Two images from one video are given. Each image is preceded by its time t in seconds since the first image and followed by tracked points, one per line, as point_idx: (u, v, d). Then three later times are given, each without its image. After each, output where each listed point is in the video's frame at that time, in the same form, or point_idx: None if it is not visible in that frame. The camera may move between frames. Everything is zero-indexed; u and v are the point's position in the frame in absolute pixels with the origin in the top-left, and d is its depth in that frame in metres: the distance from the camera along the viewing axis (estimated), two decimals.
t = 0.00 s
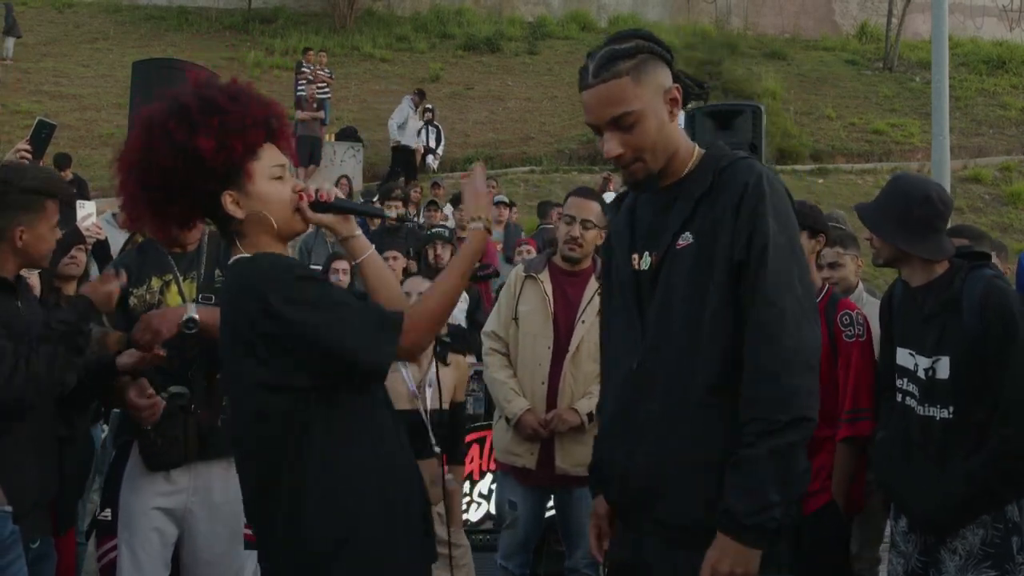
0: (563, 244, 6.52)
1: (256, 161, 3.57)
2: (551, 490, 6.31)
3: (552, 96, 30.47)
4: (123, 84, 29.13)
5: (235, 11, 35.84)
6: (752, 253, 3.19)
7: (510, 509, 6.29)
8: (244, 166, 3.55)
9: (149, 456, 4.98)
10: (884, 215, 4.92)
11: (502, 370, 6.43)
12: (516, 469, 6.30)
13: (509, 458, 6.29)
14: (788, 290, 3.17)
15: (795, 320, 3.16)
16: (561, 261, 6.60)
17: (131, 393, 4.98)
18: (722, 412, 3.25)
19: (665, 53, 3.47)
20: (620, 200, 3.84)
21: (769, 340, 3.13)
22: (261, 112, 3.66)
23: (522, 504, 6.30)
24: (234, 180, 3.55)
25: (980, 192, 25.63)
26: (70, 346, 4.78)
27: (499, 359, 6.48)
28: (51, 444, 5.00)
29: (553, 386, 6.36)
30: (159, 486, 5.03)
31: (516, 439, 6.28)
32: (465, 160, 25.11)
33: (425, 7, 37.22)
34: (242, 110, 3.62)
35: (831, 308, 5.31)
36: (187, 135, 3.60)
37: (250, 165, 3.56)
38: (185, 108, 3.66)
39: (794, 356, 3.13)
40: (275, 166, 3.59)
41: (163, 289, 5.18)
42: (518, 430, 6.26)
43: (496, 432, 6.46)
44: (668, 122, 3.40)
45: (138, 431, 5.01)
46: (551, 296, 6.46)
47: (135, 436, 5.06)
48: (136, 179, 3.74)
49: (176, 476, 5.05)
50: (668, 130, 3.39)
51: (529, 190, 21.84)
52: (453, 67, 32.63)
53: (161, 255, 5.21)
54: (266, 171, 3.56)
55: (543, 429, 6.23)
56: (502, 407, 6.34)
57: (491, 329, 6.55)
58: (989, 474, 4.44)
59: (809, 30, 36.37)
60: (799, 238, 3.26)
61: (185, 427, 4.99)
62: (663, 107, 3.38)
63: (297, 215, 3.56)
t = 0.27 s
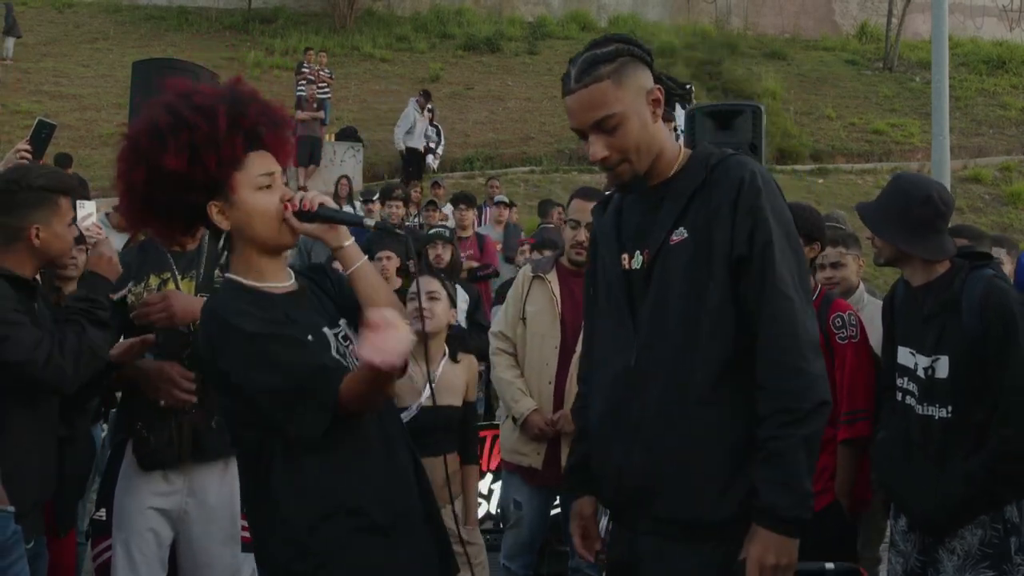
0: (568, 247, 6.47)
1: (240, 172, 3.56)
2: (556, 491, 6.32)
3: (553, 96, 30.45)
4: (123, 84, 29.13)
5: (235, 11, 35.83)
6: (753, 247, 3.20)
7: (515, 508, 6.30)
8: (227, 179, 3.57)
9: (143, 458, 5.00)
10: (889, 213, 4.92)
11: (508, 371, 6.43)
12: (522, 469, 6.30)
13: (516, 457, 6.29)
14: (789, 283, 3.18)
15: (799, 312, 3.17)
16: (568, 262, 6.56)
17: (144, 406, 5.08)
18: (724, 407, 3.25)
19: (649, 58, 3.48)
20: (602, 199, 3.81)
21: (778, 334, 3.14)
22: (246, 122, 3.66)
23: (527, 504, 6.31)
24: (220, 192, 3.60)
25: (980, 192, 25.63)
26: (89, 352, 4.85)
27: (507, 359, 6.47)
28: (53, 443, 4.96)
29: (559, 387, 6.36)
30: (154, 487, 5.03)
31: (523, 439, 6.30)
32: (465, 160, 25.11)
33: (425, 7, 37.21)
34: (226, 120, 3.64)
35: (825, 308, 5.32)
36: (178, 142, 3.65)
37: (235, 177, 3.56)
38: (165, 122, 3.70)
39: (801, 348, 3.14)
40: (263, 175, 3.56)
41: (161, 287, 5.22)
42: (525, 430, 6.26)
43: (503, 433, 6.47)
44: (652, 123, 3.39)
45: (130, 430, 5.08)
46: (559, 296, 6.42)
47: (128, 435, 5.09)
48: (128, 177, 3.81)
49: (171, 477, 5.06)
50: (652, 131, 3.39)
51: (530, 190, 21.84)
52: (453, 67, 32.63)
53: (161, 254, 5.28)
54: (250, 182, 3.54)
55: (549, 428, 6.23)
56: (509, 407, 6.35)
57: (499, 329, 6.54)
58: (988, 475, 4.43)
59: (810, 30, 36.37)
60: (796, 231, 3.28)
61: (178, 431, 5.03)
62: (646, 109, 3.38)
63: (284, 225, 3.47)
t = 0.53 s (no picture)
0: (574, 243, 6.51)
1: (274, 153, 3.53)
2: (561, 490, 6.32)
3: (553, 96, 30.46)
4: (123, 84, 29.13)
5: (235, 11, 35.83)
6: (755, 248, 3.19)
7: (518, 508, 6.29)
8: (263, 154, 3.51)
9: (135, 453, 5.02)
10: (886, 215, 4.92)
11: (514, 372, 6.45)
12: (527, 468, 6.29)
13: (521, 457, 6.28)
14: (792, 284, 3.17)
15: (801, 314, 3.16)
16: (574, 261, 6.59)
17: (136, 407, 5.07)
18: (723, 408, 3.25)
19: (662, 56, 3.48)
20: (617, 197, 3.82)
21: (777, 342, 3.12)
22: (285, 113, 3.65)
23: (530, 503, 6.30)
24: (249, 166, 3.50)
25: (980, 192, 25.64)
26: (91, 363, 4.76)
27: (512, 359, 6.51)
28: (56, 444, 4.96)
29: (565, 387, 6.36)
30: (146, 486, 5.04)
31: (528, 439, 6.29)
32: (465, 160, 25.11)
33: (425, 7, 37.21)
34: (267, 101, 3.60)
35: (829, 306, 5.33)
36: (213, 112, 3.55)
37: (268, 156, 3.52)
38: (216, 91, 3.61)
39: (800, 352, 3.13)
40: (292, 162, 3.56)
41: (167, 285, 5.20)
42: (531, 431, 6.26)
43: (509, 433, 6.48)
44: (658, 117, 3.39)
45: (124, 427, 5.08)
46: (564, 298, 6.47)
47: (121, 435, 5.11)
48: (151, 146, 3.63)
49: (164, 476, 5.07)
50: (659, 125, 3.38)
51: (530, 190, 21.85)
52: (453, 67, 32.63)
53: (171, 251, 5.23)
54: (282, 164, 3.53)
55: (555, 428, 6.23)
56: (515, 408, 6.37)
57: (505, 329, 6.57)
58: (988, 475, 4.43)
59: (810, 30, 36.38)
60: (801, 233, 3.26)
61: (170, 431, 5.02)
62: (654, 102, 3.37)
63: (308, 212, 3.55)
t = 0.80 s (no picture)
0: (575, 244, 6.54)
1: (307, 155, 3.68)
2: (563, 490, 6.34)
3: (553, 96, 30.46)
4: (123, 84, 29.13)
5: (236, 11, 35.84)
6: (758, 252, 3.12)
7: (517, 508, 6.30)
8: (297, 154, 3.66)
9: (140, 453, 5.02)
10: (886, 217, 4.92)
11: (517, 372, 6.44)
12: (528, 467, 6.32)
13: (521, 456, 6.31)
14: (796, 292, 3.09)
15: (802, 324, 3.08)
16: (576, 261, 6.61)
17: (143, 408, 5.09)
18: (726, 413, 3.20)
19: (688, 40, 3.39)
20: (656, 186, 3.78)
21: (773, 351, 3.05)
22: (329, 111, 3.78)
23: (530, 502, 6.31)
24: (281, 163, 3.66)
25: (980, 192, 25.64)
26: (86, 367, 4.88)
27: (515, 359, 6.49)
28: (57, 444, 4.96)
29: (568, 388, 6.38)
30: (152, 485, 5.04)
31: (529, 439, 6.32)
32: (465, 160, 25.11)
33: (425, 7, 37.23)
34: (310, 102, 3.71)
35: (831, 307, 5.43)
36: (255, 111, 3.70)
37: (301, 156, 3.67)
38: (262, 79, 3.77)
39: (795, 363, 3.04)
40: (325, 164, 3.71)
41: (175, 286, 5.20)
42: (533, 431, 6.27)
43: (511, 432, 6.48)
44: (667, 105, 3.33)
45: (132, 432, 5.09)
46: (566, 298, 6.49)
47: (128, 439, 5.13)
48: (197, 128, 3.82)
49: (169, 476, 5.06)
50: (666, 113, 3.34)
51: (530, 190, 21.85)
52: (453, 67, 32.64)
53: (177, 251, 5.24)
54: (315, 167, 3.68)
55: (558, 429, 6.25)
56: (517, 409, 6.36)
57: (506, 330, 6.57)
58: (987, 477, 4.42)
59: (810, 30, 36.38)
60: (813, 239, 3.17)
61: (177, 432, 5.03)
62: (662, 89, 3.32)
63: (328, 218, 3.69)
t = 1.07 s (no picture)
0: (569, 241, 6.58)
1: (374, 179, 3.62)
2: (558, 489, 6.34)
3: (553, 96, 30.46)
4: (122, 84, 29.14)
5: (236, 11, 35.81)
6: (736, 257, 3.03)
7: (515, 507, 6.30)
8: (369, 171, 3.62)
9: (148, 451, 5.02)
10: (883, 216, 4.94)
11: (512, 371, 6.43)
12: (524, 467, 6.30)
13: (518, 456, 6.30)
14: (773, 300, 2.98)
15: (783, 334, 2.96)
16: (570, 261, 6.65)
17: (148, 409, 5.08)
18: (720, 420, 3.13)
19: (692, 36, 3.35)
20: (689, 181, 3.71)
21: (749, 363, 2.96)
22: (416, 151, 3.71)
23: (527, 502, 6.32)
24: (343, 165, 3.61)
25: (980, 192, 25.65)
26: (84, 366, 4.83)
27: (509, 359, 6.47)
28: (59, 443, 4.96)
29: (562, 387, 6.38)
30: (158, 485, 5.05)
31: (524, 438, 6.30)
32: (465, 160, 25.11)
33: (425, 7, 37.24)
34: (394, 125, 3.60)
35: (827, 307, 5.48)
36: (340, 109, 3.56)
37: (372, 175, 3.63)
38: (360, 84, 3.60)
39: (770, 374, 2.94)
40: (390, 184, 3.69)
41: (179, 286, 5.21)
42: (529, 431, 6.26)
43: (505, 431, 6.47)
44: (661, 104, 3.33)
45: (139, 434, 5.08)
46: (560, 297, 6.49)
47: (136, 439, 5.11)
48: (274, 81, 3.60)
49: (174, 475, 5.07)
50: (659, 112, 3.33)
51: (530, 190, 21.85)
52: (453, 67, 32.64)
53: (181, 251, 5.26)
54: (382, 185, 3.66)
55: (553, 429, 6.23)
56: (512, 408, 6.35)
57: (500, 330, 6.54)
58: (988, 477, 4.42)
59: (810, 30, 36.40)
60: (801, 244, 3.02)
61: (184, 432, 5.04)
62: (651, 89, 3.32)
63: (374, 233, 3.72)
